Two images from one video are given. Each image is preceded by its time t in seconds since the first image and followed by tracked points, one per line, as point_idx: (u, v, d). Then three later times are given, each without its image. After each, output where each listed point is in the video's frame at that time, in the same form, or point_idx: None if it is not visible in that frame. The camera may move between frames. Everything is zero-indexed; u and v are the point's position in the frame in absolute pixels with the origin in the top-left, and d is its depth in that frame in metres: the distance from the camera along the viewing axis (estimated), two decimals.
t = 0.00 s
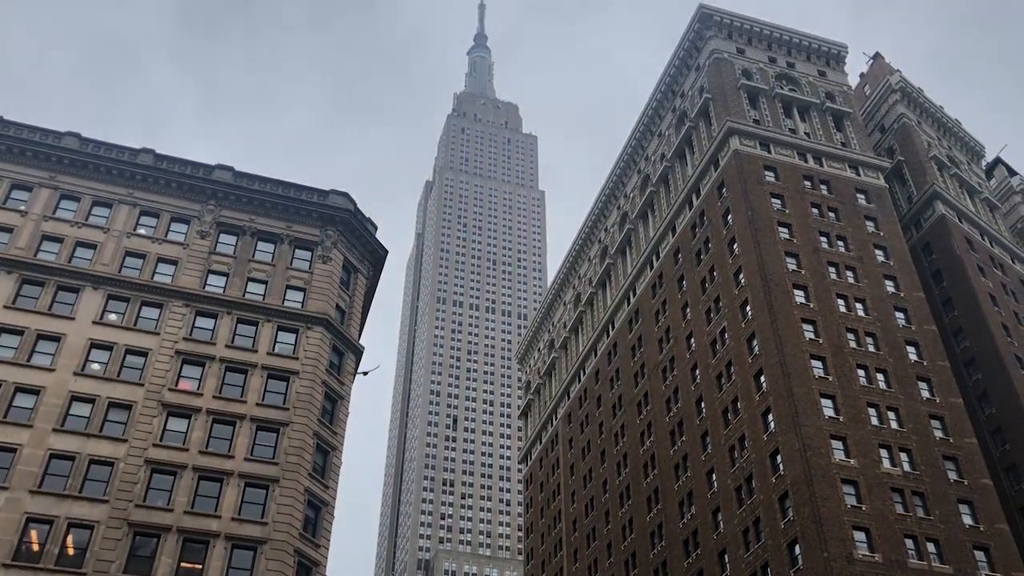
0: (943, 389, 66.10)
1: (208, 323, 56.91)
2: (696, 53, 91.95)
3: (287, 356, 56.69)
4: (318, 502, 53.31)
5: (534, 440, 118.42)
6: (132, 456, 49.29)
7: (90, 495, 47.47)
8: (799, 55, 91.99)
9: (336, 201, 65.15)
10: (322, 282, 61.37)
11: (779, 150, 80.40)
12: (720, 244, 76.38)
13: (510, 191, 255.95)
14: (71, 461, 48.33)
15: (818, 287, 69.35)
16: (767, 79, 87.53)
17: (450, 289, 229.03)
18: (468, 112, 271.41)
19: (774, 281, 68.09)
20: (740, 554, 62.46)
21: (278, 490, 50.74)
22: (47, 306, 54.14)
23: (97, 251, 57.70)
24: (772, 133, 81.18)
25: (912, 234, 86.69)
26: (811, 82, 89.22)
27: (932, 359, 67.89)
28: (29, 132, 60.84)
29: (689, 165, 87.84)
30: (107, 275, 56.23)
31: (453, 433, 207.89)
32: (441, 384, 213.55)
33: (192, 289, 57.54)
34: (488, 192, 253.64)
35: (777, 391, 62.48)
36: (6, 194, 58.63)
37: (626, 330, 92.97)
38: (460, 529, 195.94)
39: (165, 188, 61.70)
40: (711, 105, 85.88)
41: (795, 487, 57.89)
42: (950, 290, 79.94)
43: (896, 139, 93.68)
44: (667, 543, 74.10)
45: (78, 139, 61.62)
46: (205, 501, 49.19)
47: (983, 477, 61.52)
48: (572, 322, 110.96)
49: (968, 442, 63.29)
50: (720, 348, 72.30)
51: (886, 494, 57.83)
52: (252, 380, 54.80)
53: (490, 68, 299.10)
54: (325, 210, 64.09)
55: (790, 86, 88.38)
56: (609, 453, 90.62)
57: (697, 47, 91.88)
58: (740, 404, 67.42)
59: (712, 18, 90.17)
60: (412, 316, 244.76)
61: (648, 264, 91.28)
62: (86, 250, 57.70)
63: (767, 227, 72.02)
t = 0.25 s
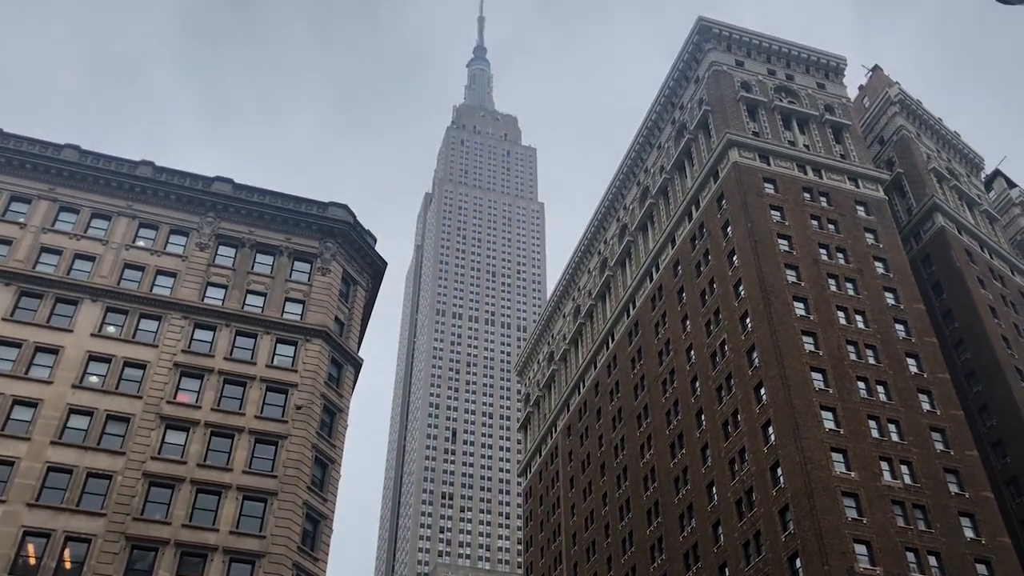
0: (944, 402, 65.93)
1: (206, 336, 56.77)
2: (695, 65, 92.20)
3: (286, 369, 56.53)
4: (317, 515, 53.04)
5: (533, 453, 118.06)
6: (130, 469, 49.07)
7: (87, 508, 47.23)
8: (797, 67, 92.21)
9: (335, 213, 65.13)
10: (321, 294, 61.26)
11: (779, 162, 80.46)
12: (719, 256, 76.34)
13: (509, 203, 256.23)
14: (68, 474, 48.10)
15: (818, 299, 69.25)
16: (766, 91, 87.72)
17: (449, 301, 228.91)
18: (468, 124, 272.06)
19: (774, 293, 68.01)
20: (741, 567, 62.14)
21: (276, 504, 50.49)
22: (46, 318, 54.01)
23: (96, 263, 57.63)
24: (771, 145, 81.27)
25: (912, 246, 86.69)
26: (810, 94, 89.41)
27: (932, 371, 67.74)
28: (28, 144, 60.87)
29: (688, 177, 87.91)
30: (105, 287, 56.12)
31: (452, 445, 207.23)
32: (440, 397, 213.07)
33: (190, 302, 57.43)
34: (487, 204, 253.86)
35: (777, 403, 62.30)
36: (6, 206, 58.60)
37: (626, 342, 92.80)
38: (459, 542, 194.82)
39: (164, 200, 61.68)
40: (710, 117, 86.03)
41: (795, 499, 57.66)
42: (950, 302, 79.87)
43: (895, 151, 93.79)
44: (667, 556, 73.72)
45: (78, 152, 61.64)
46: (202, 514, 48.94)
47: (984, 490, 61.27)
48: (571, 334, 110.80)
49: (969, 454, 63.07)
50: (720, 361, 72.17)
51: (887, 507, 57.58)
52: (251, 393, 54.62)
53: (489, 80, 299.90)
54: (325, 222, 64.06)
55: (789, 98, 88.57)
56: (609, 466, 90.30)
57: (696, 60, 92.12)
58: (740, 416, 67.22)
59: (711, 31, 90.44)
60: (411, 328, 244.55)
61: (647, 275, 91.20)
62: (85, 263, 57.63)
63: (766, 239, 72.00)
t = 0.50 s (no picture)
0: (943, 416, 65.89)
1: (205, 350, 56.72)
2: (693, 80, 92.63)
3: (284, 383, 56.46)
4: (315, 530, 52.85)
5: (532, 468, 117.74)
6: (127, 484, 48.92)
7: (84, 523, 47.05)
8: (794, 82, 92.65)
9: (334, 227, 65.22)
10: (319, 308, 61.27)
11: (776, 176, 80.70)
12: (717, 270, 76.43)
13: (508, 217, 256.62)
14: (65, 489, 47.93)
15: (816, 313, 69.31)
16: (763, 106, 88.10)
17: (447, 316, 228.80)
18: (466, 139, 272.83)
19: (772, 307, 68.06)
20: None
21: (274, 519, 50.33)
22: (44, 332, 53.97)
23: (94, 277, 57.65)
24: (769, 160, 81.52)
25: (910, 260, 86.88)
26: (807, 109, 89.81)
27: (931, 386, 67.73)
28: (27, 159, 60.99)
29: (686, 192, 88.15)
30: (104, 301, 56.09)
31: (450, 460, 206.54)
32: (438, 411, 212.58)
33: (189, 316, 57.40)
34: (486, 218, 254.19)
35: (776, 418, 62.24)
36: (4, 221, 58.65)
37: (625, 356, 92.75)
38: (457, 558, 193.75)
39: (163, 215, 61.75)
40: (708, 132, 86.34)
41: (795, 514, 57.51)
42: (948, 316, 79.98)
43: (892, 165, 94.11)
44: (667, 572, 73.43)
45: (76, 167, 61.73)
46: (200, 530, 48.78)
47: (984, 504, 61.14)
48: (570, 349, 110.70)
49: (968, 468, 63.00)
50: (718, 375, 72.14)
51: (886, 522, 57.44)
52: (249, 407, 54.52)
53: (487, 96, 300.98)
54: (324, 236, 64.15)
55: (787, 113, 88.96)
56: (608, 481, 90.07)
57: (694, 75, 92.55)
58: (738, 431, 67.14)
59: (708, 46, 90.88)
60: (409, 342, 244.34)
61: (646, 289, 91.27)
62: (83, 277, 57.64)
63: (764, 253, 72.12)
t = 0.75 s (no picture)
0: (941, 427, 65.87)
1: (202, 363, 56.65)
2: (689, 93, 92.98)
3: (281, 396, 56.38)
4: (312, 543, 52.69)
5: (530, 480, 117.43)
6: (124, 497, 48.77)
7: (81, 536, 46.88)
8: (791, 95, 93.03)
9: (332, 239, 65.29)
10: (317, 320, 61.25)
11: (773, 188, 80.91)
12: (715, 282, 76.51)
13: (505, 229, 256.90)
14: (61, 502, 47.77)
15: (813, 325, 69.37)
16: (760, 118, 88.44)
17: (445, 327, 228.67)
18: (464, 151, 273.44)
19: (770, 318, 68.12)
20: None
21: (271, 531, 50.18)
22: (41, 345, 53.90)
23: (91, 290, 57.62)
24: (766, 172, 81.74)
25: (907, 271, 87.06)
26: (803, 121, 90.14)
27: (929, 397, 67.74)
28: (25, 171, 61.06)
29: (683, 203, 88.35)
30: (101, 314, 56.05)
31: (448, 473, 205.88)
32: (436, 423, 212.11)
33: (186, 328, 57.35)
34: (483, 230, 254.42)
35: (774, 429, 62.19)
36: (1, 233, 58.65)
37: (623, 368, 92.71)
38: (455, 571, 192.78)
39: (161, 227, 61.79)
40: (705, 144, 86.60)
41: (793, 526, 57.39)
42: (945, 327, 80.09)
43: (889, 177, 94.39)
44: None
45: (74, 179, 61.80)
46: (197, 543, 48.63)
47: (983, 516, 61.03)
48: (568, 360, 110.63)
49: (966, 480, 62.94)
50: (716, 387, 72.14)
51: (885, 534, 57.32)
52: (246, 419, 54.43)
53: (485, 108, 301.74)
54: (321, 248, 64.21)
55: (783, 125, 89.29)
56: (606, 493, 89.86)
57: (690, 88, 92.91)
58: (736, 442, 67.08)
59: (704, 58, 91.26)
60: (407, 355, 244.11)
61: (643, 300, 91.32)
62: (81, 289, 57.62)
63: (761, 264, 72.22)
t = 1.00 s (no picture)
0: (939, 440, 65.78)
1: (199, 377, 56.50)
2: (686, 106, 93.29)
3: (278, 410, 56.20)
4: (308, 558, 52.44)
5: (528, 494, 117.00)
6: (120, 512, 48.54)
7: (76, 552, 46.62)
8: (787, 108, 93.35)
9: (329, 252, 65.31)
10: (314, 334, 61.14)
11: (770, 201, 81.06)
12: (712, 294, 76.54)
13: (502, 242, 257.12)
14: (57, 518, 47.51)
15: (810, 337, 69.38)
16: (756, 131, 88.72)
17: (442, 341, 228.38)
18: (461, 165, 273.98)
19: (767, 331, 68.10)
20: None
21: (267, 546, 49.95)
22: (37, 360, 53.75)
23: (88, 304, 57.49)
24: (762, 185, 81.92)
25: (904, 284, 87.18)
26: (799, 134, 90.42)
27: (927, 409, 67.68)
28: (22, 186, 61.10)
29: (680, 217, 88.50)
30: (97, 328, 55.92)
31: (445, 487, 205.01)
32: (433, 437, 211.45)
33: (183, 342, 57.23)
34: (480, 243, 254.59)
35: (772, 442, 62.06)
36: None
37: (620, 381, 92.58)
38: None
39: (158, 241, 61.75)
40: (701, 157, 86.82)
41: (792, 540, 57.17)
42: (942, 340, 80.13)
43: (885, 190, 94.62)
44: None
45: (71, 194, 61.81)
46: (193, 558, 48.40)
47: (982, 529, 60.84)
48: (565, 374, 110.52)
49: (965, 493, 62.80)
50: (714, 400, 72.02)
51: (884, 547, 57.13)
52: (242, 434, 54.24)
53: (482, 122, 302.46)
54: (318, 262, 64.21)
55: (779, 138, 89.55)
56: (604, 507, 89.55)
57: (687, 101, 93.22)
58: (734, 456, 66.93)
59: (700, 72, 91.60)
60: (404, 368, 243.72)
61: (640, 313, 91.32)
62: (77, 304, 57.50)
63: (758, 277, 72.26)
